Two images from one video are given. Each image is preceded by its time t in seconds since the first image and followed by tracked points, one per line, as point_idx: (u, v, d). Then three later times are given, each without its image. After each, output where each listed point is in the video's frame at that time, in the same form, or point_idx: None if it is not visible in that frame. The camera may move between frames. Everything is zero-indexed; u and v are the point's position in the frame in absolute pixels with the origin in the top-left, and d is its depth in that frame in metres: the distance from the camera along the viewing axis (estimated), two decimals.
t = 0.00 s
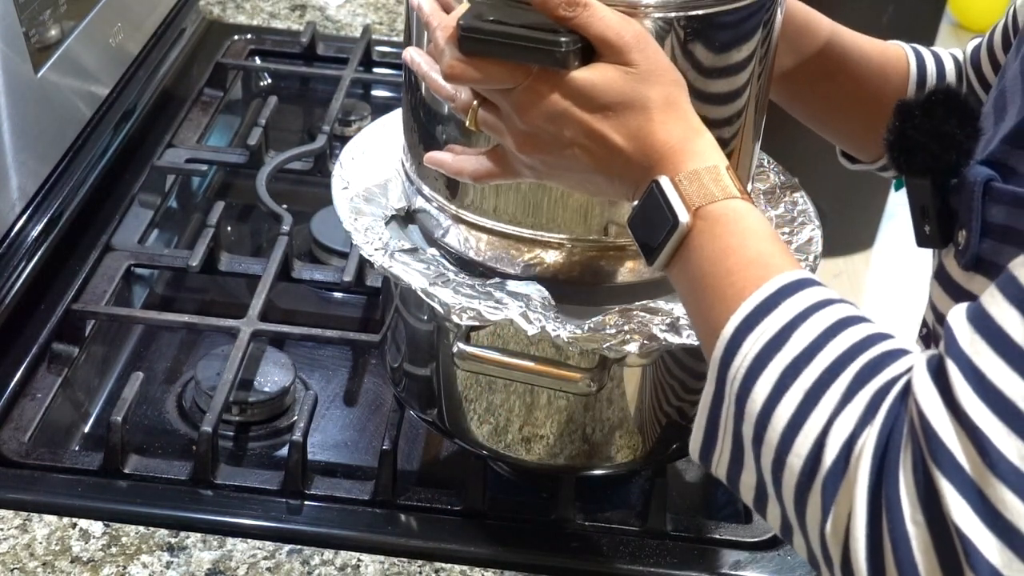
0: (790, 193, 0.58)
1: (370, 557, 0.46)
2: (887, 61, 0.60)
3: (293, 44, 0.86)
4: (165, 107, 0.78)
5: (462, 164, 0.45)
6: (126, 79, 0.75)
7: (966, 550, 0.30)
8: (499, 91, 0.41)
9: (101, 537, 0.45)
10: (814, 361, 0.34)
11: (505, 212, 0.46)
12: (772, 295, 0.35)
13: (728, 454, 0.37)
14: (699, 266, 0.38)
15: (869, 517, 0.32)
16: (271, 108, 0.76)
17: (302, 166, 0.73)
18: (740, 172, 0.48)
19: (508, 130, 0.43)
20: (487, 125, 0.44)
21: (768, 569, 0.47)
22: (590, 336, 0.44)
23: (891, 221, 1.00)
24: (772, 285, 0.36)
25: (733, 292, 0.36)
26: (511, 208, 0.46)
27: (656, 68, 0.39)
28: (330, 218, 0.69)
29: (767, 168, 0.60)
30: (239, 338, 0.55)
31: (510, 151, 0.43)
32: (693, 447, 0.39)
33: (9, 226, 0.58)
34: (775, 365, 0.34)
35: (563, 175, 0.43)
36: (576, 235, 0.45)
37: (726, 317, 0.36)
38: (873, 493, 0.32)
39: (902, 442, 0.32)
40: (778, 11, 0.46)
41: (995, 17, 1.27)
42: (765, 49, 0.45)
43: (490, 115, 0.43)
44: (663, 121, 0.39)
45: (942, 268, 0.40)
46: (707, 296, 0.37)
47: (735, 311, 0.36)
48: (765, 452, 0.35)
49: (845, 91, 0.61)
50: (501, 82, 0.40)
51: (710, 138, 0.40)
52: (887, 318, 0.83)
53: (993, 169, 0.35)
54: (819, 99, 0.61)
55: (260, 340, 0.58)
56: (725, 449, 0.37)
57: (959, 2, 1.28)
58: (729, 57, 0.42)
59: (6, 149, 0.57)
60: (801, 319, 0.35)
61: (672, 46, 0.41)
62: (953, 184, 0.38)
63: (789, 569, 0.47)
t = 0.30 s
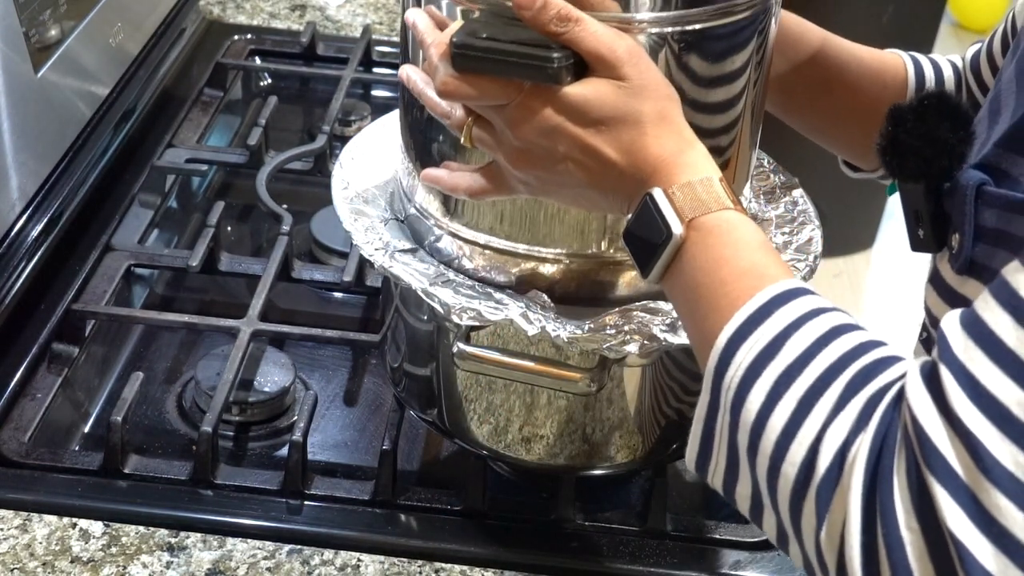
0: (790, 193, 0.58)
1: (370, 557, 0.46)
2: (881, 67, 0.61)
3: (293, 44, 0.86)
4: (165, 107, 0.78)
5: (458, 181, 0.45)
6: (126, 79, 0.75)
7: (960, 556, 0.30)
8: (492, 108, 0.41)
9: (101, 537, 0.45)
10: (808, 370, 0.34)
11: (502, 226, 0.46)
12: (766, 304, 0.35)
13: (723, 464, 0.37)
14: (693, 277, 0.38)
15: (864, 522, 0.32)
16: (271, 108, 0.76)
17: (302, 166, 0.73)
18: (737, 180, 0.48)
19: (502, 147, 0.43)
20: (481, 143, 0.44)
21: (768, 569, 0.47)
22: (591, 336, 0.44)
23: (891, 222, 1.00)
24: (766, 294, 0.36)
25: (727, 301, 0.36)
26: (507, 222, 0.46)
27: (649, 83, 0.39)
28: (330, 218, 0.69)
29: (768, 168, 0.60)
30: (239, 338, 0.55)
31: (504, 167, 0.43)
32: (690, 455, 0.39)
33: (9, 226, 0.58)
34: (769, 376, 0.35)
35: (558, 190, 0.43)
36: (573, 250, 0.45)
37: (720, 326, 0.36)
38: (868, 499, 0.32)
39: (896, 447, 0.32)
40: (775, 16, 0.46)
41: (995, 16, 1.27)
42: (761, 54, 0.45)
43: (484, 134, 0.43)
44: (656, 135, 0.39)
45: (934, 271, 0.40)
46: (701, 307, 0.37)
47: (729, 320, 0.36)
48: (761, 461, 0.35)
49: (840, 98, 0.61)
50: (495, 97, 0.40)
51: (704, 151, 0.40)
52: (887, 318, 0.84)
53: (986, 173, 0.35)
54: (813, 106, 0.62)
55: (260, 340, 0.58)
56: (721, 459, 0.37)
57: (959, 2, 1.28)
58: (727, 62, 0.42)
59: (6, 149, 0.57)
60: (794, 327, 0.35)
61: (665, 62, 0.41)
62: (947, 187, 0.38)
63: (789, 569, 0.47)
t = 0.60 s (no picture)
0: (790, 194, 0.57)
1: (370, 557, 0.46)
2: (879, 68, 0.61)
3: (293, 44, 0.86)
4: (165, 107, 0.78)
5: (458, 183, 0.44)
6: (126, 79, 0.75)
7: (954, 561, 0.30)
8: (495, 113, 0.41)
9: (101, 537, 0.45)
10: (803, 376, 0.35)
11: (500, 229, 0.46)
12: (762, 311, 0.36)
13: (721, 472, 0.37)
14: (691, 284, 0.38)
15: (855, 526, 0.32)
16: (271, 108, 0.76)
17: (302, 166, 0.73)
18: (735, 182, 0.48)
19: (502, 153, 0.43)
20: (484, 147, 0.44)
21: (768, 569, 0.47)
22: (590, 336, 0.44)
23: (891, 222, 1.00)
24: (762, 301, 0.36)
25: (724, 307, 0.37)
26: (506, 225, 0.46)
27: (653, 92, 0.39)
28: (330, 218, 0.69)
29: (767, 169, 0.60)
30: (239, 338, 0.55)
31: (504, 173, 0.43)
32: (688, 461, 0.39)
33: (9, 225, 0.58)
34: (766, 381, 0.35)
35: (558, 199, 0.43)
36: (570, 254, 0.45)
37: (717, 332, 0.36)
38: (860, 503, 0.32)
39: (889, 453, 0.32)
40: (779, 19, 0.46)
41: (996, 16, 1.27)
42: (763, 57, 0.45)
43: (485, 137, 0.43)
44: (658, 144, 0.40)
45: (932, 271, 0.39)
46: (699, 313, 0.37)
47: (725, 326, 0.36)
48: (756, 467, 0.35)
49: (840, 100, 0.61)
50: (497, 103, 0.40)
51: (703, 161, 0.40)
52: (887, 318, 0.84)
53: (980, 177, 0.35)
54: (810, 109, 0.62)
55: (260, 340, 0.58)
56: (718, 466, 0.37)
57: (959, 2, 1.28)
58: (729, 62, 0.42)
59: (6, 149, 0.57)
60: (791, 334, 0.35)
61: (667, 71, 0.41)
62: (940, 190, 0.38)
63: (789, 569, 0.47)
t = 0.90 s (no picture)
0: (791, 194, 0.58)
1: (369, 557, 0.46)
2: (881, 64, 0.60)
3: (293, 44, 0.86)
4: (165, 107, 0.78)
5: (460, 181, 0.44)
6: (126, 79, 0.75)
7: (970, 558, 0.29)
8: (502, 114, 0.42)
9: (101, 537, 0.45)
10: (808, 375, 0.35)
11: (501, 229, 0.46)
12: (768, 312, 0.36)
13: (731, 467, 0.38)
14: (697, 285, 0.38)
15: (865, 523, 0.32)
16: (271, 108, 0.76)
17: (302, 166, 0.73)
18: (736, 187, 0.48)
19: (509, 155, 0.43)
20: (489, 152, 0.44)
21: (768, 569, 0.47)
22: (591, 337, 0.44)
23: (891, 222, 1.00)
24: (767, 302, 0.36)
25: (729, 307, 0.37)
26: (507, 225, 0.46)
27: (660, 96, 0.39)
28: (331, 218, 0.69)
29: (767, 169, 0.60)
30: (239, 338, 0.55)
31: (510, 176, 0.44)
32: (697, 462, 0.39)
33: (9, 225, 0.58)
34: (771, 380, 0.35)
35: (563, 202, 0.43)
36: (571, 256, 0.45)
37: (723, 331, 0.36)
38: (870, 501, 0.32)
39: (899, 451, 0.32)
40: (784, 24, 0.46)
41: (995, 15, 1.27)
42: (767, 61, 0.45)
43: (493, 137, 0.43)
44: (663, 148, 0.40)
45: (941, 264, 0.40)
46: (705, 314, 0.37)
47: (732, 325, 0.36)
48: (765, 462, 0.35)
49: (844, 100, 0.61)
50: (505, 104, 0.40)
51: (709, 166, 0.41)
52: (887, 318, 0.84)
53: (992, 168, 0.35)
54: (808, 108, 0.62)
55: (260, 340, 0.58)
56: (729, 464, 0.38)
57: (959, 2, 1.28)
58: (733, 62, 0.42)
59: (6, 149, 0.57)
60: (797, 333, 0.35)
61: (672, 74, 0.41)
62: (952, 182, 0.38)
63: (789, 569, 0.47)
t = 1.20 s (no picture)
0: (791, 195, 0.58)
1: (370, 557, 0.46)
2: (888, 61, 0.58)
3: (293, 44, 0.86)
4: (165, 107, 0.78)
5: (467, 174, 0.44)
6: (126, 79, 0.75)
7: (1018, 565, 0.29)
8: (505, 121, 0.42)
9: (101, 537, 0.45)
10: (833, 380, 0.35)
11: (501, 230, 0.46)
12: (782, 324, 0.36)
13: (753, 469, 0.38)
14: (706, 295, 0.38)
15: (899, 527, 0.32)
16: (271, 108, 0.76)
17: (302, 166, 0.73)
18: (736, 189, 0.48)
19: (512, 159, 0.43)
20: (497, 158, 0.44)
21: (768, 569, 0.47)
22: (591, 338, 0.44)
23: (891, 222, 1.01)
24: (778, 314, 0.36)
25: (742, 316, 0.37)
26: (507, 226, 0.46)
27: (665, 103, 0.39)
28: (331, 218, 0.69)
29: (767, 169, 0.60)
30: (239, 338, 0.55)
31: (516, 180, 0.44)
32: (719, 466, 0.39)
33: (9, 225, 0.58)
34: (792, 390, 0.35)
35: (567, 208, 0.43)
36: (571, 256, 0.45)
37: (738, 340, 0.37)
38: (904, 505, 0.32)
39: (936, 459, 0.32)
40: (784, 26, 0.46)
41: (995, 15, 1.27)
42: (767, 64, 0.45)
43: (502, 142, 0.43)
44: (665, 153, 0.40)
45: (988, 268, 0.43)
46: (717, 324, 0.38)
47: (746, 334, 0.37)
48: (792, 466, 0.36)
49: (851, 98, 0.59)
50: (507, 110, 0.40)
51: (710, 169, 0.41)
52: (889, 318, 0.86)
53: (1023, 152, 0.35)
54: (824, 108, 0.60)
55: (260, 340, 0.58)
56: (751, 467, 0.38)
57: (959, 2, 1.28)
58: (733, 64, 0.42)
59: (6, 149, 0.57)
60: (808, 342, 0.35)
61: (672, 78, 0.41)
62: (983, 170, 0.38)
63: (789, 569, 0.47)
